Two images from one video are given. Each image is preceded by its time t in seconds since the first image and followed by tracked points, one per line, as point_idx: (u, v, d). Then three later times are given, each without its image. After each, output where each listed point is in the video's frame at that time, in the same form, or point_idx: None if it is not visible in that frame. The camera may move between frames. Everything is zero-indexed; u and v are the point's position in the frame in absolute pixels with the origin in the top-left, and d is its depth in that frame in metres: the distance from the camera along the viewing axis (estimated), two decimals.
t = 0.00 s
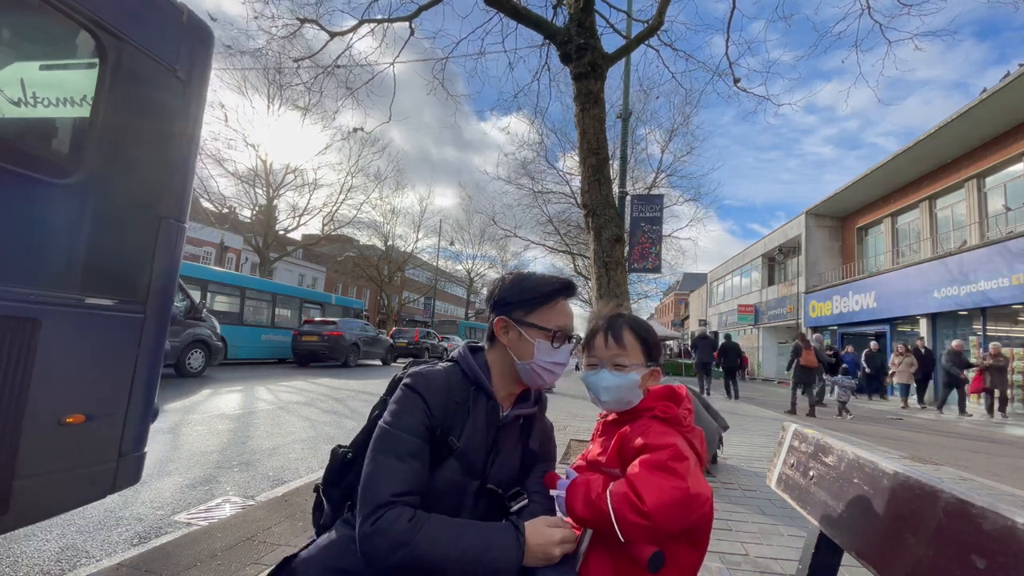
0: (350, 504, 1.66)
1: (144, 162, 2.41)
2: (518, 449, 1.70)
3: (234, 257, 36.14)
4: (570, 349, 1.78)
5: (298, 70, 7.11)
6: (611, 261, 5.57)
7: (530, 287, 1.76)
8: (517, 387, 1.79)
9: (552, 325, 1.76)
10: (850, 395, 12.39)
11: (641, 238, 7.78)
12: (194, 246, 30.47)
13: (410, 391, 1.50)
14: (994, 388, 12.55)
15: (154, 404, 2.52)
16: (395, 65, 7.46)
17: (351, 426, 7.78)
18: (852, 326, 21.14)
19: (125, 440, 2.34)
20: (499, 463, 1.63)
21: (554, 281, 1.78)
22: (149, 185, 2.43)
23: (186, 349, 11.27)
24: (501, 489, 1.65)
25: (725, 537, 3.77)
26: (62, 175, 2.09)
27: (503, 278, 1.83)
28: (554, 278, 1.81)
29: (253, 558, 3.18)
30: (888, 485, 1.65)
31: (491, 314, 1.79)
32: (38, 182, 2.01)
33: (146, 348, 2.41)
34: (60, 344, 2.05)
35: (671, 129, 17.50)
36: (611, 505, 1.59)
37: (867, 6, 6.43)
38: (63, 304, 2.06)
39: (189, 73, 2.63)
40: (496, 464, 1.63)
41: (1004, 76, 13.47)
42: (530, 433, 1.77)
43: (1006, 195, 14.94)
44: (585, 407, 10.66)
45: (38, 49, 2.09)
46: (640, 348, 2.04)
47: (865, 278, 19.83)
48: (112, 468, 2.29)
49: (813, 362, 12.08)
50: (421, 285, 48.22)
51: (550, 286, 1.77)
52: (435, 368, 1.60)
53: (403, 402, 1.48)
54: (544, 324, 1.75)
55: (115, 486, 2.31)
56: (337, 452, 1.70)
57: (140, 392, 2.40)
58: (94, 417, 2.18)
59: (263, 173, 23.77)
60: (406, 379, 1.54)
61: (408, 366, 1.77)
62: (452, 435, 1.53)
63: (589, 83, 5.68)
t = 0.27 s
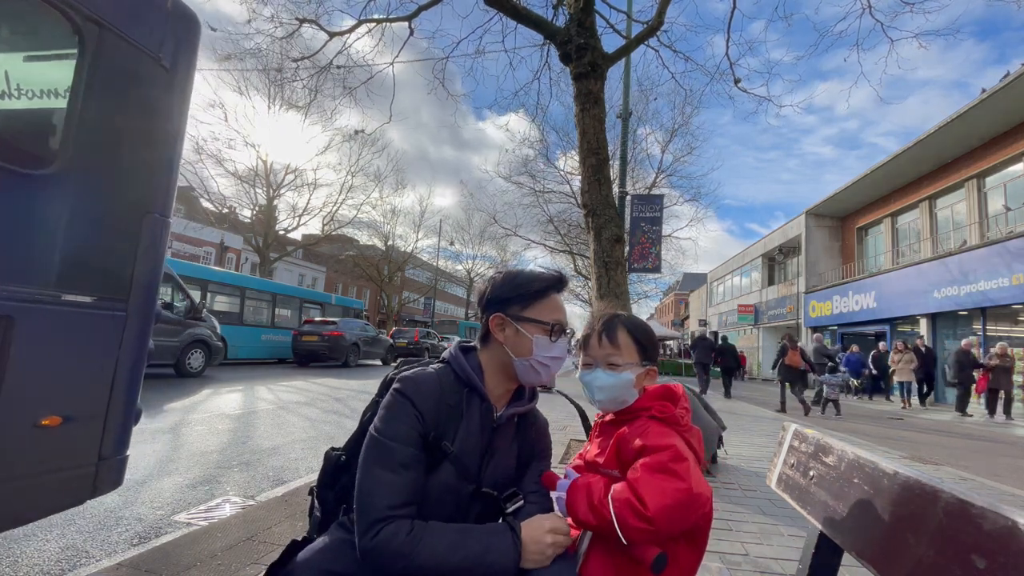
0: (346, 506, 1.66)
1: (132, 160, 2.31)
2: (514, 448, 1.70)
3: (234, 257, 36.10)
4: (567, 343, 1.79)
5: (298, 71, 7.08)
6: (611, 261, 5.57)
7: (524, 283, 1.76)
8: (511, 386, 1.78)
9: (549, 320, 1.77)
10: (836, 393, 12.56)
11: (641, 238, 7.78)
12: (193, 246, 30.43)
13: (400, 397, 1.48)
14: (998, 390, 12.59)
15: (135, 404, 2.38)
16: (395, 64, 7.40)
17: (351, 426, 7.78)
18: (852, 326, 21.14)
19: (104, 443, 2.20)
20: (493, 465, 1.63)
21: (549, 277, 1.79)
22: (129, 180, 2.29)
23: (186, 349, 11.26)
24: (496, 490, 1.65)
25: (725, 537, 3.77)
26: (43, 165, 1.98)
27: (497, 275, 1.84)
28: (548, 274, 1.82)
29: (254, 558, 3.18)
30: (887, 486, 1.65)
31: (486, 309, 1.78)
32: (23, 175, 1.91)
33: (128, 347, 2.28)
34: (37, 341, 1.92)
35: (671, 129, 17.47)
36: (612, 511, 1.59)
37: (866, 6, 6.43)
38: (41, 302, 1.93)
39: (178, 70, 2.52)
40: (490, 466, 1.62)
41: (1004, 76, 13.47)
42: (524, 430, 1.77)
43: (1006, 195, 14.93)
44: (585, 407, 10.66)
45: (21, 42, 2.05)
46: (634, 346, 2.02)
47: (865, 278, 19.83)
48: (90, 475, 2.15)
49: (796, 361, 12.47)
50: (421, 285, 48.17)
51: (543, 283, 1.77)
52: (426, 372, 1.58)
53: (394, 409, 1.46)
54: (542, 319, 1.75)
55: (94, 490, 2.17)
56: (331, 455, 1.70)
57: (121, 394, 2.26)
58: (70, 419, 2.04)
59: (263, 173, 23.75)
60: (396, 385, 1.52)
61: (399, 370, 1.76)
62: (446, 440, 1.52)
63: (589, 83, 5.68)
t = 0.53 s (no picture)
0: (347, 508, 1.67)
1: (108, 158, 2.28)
2: (513, 450, 1.69)
3: (234, 257, 36.12)
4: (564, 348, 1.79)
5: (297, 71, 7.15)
6: (611, 261, 5.57)
7: (519, 287, 1.74)
8: (509, 390, 1.78)
9: (547, 325, 1.76)
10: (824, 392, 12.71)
11: (641, 238, 7.78)
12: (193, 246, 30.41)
13: (395, 409, 1.47)
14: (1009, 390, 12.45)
15: (109, 408, 2.30)
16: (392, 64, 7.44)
17: (351, 426, 7.77)
18: (852, 326, 21.14)
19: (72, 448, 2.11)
20: (493, 470, 1.63)
21: (545, 283, 1.77)
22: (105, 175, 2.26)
23: (186, 349, 11.25)
24: (496, 493, 1.65)
25: (725, 538, 3.77)
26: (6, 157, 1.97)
27: (490, 277, 1.82)
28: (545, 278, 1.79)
29: (253, 558, 3.18)
30: (887, 486, 1.65)
31: (480, 315, 1.76)
32: None
33: (99, 351, 2.19)
34: None
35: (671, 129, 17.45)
36: (612, 511, 1.59)
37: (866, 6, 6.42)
38: (0, 299, 1.89)
39: (161, 65, 2.45)
40: (490, 472, 1.62)
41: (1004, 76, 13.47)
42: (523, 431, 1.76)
43: (1006, 195, 14.93)
44: (585, 407, 10.66)
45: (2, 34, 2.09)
46: (638, 346, 2.02)
47: (865, 278, 19.83)
48: (58, 480, 2.07)
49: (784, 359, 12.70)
50: (421, 285, 48.14)
51: (538, 287, 1.75)
52: (422, 379, 1.56)
53: (390, 421, 1.45)
54: (539, 325, 1.74)
55: (63, 500, 2.08)
56: (330, 457, 1.70)
57: (92, 399, 2.18)
58: (34, 423, 1.97)
59: (263, 173, 23.74)
60: (390, 395, 1.51)
61: (395, 375, 1.75)
62: (445, 449, 1.52)
63: (589, 83, 5.68)
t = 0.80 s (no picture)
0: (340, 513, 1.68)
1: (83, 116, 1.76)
2: (506, 456, 1.69)
3: (234, 257, 36.13)
4: (559, 353, 1.79)
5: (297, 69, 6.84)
6: (611, 261, 5.56)
7: (507, 296, 1.72)
8: (502, 396, 1.77)
9: (541, 331, 1.75)
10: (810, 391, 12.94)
11: (641, 238, 7.78)
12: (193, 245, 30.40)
13: (380, 424, 1.47)
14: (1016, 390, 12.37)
15: (68, 411, 1.59)
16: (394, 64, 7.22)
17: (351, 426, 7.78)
18: (852, 326, 21.14)
19: (25, 454, 1.44)
20: (485, 479, 1.63)
21: (537, 291, 1.75)
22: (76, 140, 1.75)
23: (186, 349, 11.25)
24: (490, 499, 1.66)
25: (725, 538, 3.77)
26: None
27: (477, 285, 1.79)
28: (535, 286, 1.77)
29: (253, 558, 3.18)
30: (887, 486, 1.65)
31: (474, 327, 1.72)
32: None
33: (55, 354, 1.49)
34: None
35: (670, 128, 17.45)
36: (614, 512, 1.60)
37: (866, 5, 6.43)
38: None
39: None
40: (482, 481, 1.62)
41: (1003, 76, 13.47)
42: (517, 435, 1.76)
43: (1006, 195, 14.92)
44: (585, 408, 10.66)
45: None
46: (638, 343, 2.04)
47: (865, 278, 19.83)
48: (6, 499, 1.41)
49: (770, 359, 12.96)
50: (421, 285, 48.13)
51: (525, 294, 1.73)
52: (408, 391, 1.55)
53: (374, 437, 1.45)
54: (532, 333, 1.73)
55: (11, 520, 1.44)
56: (325, 461, 1.70)
57: (48, 406, 1.49)
58: None
59: (263, 173, 23.74)
60: (376, 409, 1.50)
61: (386, 381, 1.74)
62: (432, 463, 1.52)
63: (589, 83, 5.68)
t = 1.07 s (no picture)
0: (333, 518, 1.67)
1: (21, 7, 1.02)
2: (502, 458, 1.69)
3: (234, 257, 36.13)
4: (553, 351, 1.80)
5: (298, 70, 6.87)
6: (611, 261, 5.56)
7: (499, 296, 1.72)
8: (497, 397, 1.77)
9: (534, 331, 1.75)
10: (797, 391, 12.81)
11: (641, 238, 7.78)
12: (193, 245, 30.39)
13: (374, 428, 1.47)
14: (1022, 391, 12.34)
15: None
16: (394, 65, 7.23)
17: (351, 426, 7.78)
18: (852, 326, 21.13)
19: None
20: (481, 481, 1.63)
21: (528, 290, 1.76)
22: (5, 45, 1.00)
23: (186, 349, 11.25)
24: (487, 501, 1.66)
25: (725, 537, 3.77)
26: None
27: (467, 285, 1.78)
28: (527, 286, 1.77)
29: (253, 558, 3.18)
30: (887, 486, 1.65)
31: (466, 329, 1.72)
32: None
33: None
34: None
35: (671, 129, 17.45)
36: (613, 513, 1.61)
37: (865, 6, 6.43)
38: None
39: None
40: (478, 483, 1.62)
41: (1003, 76, 13.47)
42: (512, 435, 1.75)
43: (1006, 195, 14.92)
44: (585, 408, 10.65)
45: None
46: (654, 339, 2.04)
47: (865, 278, 19.83)
48: None
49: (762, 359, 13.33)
50: (421, 285, 48.14)
51: (517, 294, 1.73)
52: (401, 394, 1.55)
53: (367, 442, 1.45)
54: (527, 332, 1.73)
55: None
56: (315, 467, 1.69)
57: None
58: None
59: (263, 173, 23.74)
60: (368, 413, 1.51)
61: (379, 384, 1.74)
62: (426, 466, 1.52)
63: (589, 83, 5.68)
